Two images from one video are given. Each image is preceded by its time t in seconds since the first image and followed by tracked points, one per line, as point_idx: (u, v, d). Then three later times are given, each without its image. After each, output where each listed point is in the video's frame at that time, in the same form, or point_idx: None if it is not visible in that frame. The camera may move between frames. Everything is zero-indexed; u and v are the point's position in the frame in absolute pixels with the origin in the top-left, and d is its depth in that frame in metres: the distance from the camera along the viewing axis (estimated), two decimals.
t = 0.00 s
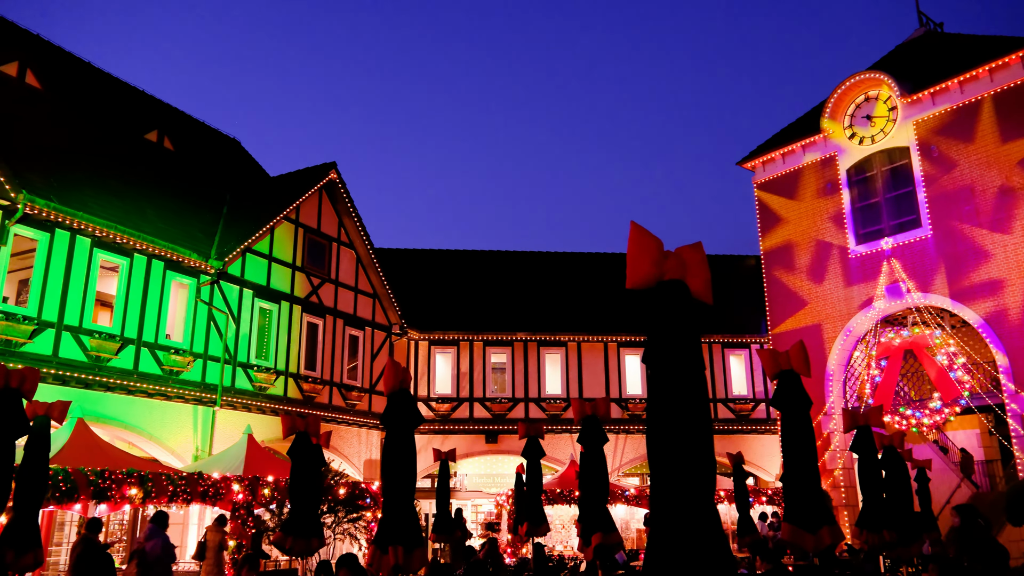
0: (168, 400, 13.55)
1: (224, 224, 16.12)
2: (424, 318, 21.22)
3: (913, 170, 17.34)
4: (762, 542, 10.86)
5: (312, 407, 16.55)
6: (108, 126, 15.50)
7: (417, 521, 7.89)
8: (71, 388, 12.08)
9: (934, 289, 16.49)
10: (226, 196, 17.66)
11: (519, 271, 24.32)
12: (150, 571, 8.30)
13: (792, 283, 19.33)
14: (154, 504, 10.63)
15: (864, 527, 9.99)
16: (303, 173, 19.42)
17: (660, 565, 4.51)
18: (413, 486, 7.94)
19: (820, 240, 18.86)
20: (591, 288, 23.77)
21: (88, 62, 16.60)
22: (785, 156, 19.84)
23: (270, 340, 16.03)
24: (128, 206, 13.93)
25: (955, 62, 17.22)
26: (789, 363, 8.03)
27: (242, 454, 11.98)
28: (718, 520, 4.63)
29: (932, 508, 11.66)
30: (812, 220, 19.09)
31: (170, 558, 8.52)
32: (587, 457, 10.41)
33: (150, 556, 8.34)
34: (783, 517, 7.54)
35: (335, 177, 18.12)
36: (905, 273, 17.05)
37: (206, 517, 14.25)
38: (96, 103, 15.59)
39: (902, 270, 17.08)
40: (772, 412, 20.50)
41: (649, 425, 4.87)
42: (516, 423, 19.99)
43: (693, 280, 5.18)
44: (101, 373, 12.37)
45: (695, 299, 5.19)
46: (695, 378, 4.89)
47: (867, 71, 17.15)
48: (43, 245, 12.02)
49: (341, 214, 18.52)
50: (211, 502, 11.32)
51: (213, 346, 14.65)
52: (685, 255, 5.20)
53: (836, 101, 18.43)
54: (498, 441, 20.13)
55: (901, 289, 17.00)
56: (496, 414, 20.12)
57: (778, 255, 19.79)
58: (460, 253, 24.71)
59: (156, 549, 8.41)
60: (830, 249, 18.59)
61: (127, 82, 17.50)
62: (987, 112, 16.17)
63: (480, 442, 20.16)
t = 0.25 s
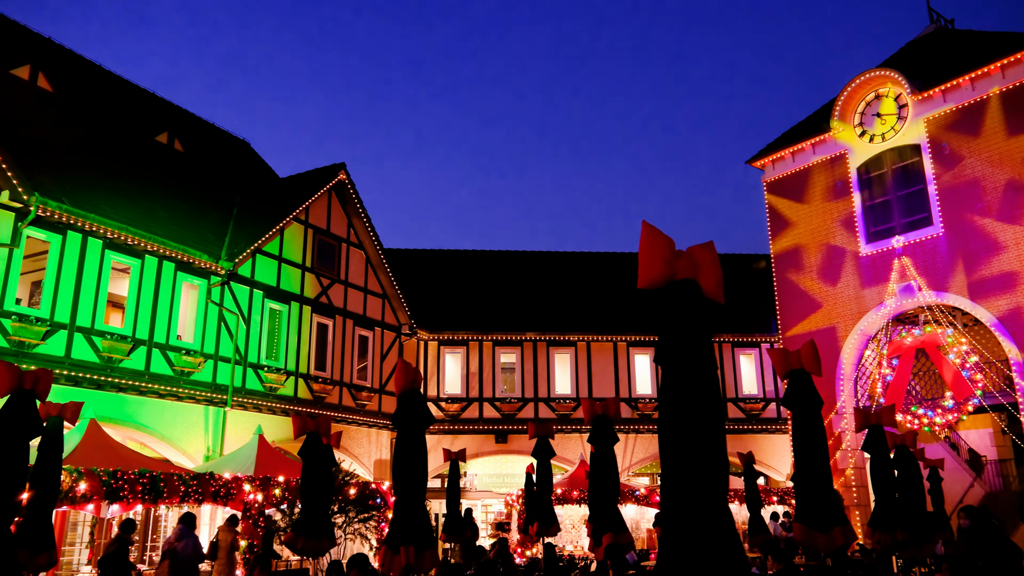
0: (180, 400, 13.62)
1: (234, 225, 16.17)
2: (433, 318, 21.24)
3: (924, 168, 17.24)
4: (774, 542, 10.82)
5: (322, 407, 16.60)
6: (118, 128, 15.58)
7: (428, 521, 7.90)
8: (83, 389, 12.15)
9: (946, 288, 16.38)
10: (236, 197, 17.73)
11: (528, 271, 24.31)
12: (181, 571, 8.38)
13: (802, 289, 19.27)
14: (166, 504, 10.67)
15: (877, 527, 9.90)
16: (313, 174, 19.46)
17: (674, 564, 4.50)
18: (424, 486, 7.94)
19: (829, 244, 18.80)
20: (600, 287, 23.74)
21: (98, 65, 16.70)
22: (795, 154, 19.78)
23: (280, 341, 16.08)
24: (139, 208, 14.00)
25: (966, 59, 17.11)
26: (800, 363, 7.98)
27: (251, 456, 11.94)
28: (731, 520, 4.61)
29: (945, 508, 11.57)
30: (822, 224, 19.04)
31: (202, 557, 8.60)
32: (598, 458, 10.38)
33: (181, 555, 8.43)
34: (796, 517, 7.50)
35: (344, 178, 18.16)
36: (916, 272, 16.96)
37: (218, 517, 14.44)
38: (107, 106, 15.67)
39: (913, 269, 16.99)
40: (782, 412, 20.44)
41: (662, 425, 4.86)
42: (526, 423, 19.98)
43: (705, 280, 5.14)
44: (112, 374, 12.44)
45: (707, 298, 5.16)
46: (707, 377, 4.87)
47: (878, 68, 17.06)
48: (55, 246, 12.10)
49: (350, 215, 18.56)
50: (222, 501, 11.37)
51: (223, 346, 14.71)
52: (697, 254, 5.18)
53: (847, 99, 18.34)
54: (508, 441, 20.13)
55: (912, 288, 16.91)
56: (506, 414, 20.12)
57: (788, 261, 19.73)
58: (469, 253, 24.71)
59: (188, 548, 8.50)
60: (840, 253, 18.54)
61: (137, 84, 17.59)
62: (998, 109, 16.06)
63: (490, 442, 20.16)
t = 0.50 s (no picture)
0: (191, 401, 13.69)
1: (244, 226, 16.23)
2: (442, 318, 21.28)
3: (936, 165, 17.14)
4: (786, 542, 10.78)
5: (333, 407, 16.65)
6: (129, 130, 15.66)
7: (440, 521, 7.91)
8: (95, 390, 12.23)
9: (958, 286, 16.24)
10: (246, 199, 17.79)
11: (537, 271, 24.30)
12: (212, 569, 8.51)
13: (811, 293, 19.21)
14: (178, 504, 10.71)
15: (889, 527, 9.84)
16: (322, 175, 19.52)
17: (685, 564, 4.49)
18: (435, 485, 7.96)
19: (841, 245, 18.71)
20: (610, 286, 23.71)
21: (108, 67, 16.77)
22: (805, 153, 19.70)
23: (291, 341, 16.13)
24: (150, 209, 14.07)
25: (977, 56, 16.99)
26: (812, 362, 7.95)
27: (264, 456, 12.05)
28: (744, 519, 4.59)
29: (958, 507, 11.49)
30: (833, 224, 18.95)
31: (230, 555, 8.71)
32: (608, 458, 10.36)
33: (211, 553, 8.57)
34: (808, 517, 7.48)
35: (353, 179, 18.20)
36: (928, 270, 16.84)
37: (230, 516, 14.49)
38: (117, 108, 15.75)
39: (925, 267, 16.88)
40: (793, 411, 20.37)
41: (674, 424, 4.85)
42: (536, 422, 19.99)
43: (716, 279, 5.12)
44: (124, 374, 12.51)
45: (718, 298, 5.14)
46: (719, 376, 4.86)
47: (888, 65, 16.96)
48: (67, 247, 12.18)
49: (360, 215, 18.60)
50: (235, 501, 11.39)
51: (234, 347, 14.77)
52: (709, 253, 5.15)
53: (856, 97, 18.25)
54: (518, 441, 20.15)
55: (924, 286, 16.80)
56: (515, 413, 20.13)
57: (797, 264, 19.69)
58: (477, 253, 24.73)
59: (217, 546, 8.63)
60: (851, 253, 18.44)
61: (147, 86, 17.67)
62: (1010, 105, 15.94)
63: (499, 442, 20.17)
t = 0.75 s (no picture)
0: (202, 401, 13.75)
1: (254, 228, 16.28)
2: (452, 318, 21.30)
3: (948, 163, 17.02)
4: (798, 542, 10.73)
5: (343, 407, 16.69)
6: (140, 132, 15.74)
7: (451, 522, 7.91)
8: (108, 390, 12.30)
9: (971, 284, 16.10)
10: (256, 200, 17.85)
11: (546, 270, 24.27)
12: (239, 567, 8.60)
13: (821, 296, 19.08)
14: (189, 504, 10.74)
15: (902, 527, 9.76)
16: (331, 176, 19.57)
17: (697, 564, 4.48)
18: (446, 485, 7.96)
19: (852, 244, 18.57)
20: (619, 286, 23.67)
21: (118, 69, 16.84)
22: (816, 151, 19.59)
23: (301, 342, 16.18)
24: (161, 211, 14.13)
25: (989, 52, 16.87)
26: (824, 361, 7.92)
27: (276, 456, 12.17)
28: (757, 517, 4.57)
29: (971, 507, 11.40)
30: (845, 224, 18.81)
31: (256, 552, 8.79)
32: (619, 458, 10.34)
33: (238, 550, 8.67)
34: (821, 517, 7.43)
35: (362, 180, 18.23)
36: (940, 268, 16.71)
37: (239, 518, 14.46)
38: (128, 110, 15.82)
39: (937, 265, 16.76)
40: (804, 411, 20.28)
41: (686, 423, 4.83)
42: (546, 422, 19.98)
43: (728, 278, 5.10)
44: (136, 375, 12.58)
45: (730, 297, 5.12)
46: (732, 374, 4.84)
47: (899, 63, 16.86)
48: (80, 249, 12.25)
49: (369, 216, 18.64)
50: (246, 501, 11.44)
51: (245, 348, 14.83)
52: (720, 252, 5.12)
53: (867, 94, 18.16)
54: (528, 441, 20.14)
55: (936, 284, 16.66)
56: (525, 413, 20.12)
57: (809, 265, 19.57)
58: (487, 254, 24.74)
59: (244, 544, 8.72)
60: (862, 253, 18.30)
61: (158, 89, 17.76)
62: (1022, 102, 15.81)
63: (510, 442, 20.17)
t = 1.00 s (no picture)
0: (214, 402, 13.82)
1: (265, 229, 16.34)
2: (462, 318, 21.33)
3: (960, 160, 16.92)
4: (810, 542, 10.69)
5: (354, 407, 16.74)
6: (151, 134, 15.82)
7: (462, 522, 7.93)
8: (121, 391, 12.39)
9: (984, 282, 15.99)
10: (267, 202, 17.92)
11: (556, 270, 24.27)
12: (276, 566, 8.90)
13: (833, 301, 18.95)
14: (202, 504, 10.81)
15: (915, 528, 9.70)
16: (341, 176, 19.62)
17: (710, 564, 4.47)
18: (458, 485, 7.97)
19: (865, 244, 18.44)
20: (629, 286, 23.64)
21: (129, 71, 16.93)
22: (827, 149, 19.50)
23: (312, 342, 16.23)
24: (172, 213, 14.21)
25: (1002, 48, 16.75)
26: (836, 361, 7.89)
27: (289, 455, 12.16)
28: (770, 517, 4.56)
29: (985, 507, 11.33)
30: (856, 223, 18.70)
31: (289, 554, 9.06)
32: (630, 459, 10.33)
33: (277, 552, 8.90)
34: (833, 517, 7.40)
35: (372, 180, 18.27)
36: (952, 266, 16.60)
37: (253, 517, 14.57)
38: (139, 112, 15.90)
39: (949, 263, 16.65)
40: (815, 410, 20.21)
41: (698, 423, 4.82)
42: (556, 422, 19.98)
43: (740, 278, 5.07)
44: (149, 376, 12.66)
45: (742, 297, 5.10)
46: (743, 374, 4.83)
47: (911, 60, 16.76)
48: (93, 251, 12.33)
49: (379, 216, 18.68)
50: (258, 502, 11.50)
51: (256, 348, 14.90)
52: (732, 252, 5.10)
53: (878, 92, 18.06)
54: (539, 440, 20.16)
55: (948, 282, 16.55)
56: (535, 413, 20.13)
57: (821, 265, 19.44)
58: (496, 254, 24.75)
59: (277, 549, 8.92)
60: (874, 252, 18.19)
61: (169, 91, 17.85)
62: None
63: (520, 442, 20.19)
